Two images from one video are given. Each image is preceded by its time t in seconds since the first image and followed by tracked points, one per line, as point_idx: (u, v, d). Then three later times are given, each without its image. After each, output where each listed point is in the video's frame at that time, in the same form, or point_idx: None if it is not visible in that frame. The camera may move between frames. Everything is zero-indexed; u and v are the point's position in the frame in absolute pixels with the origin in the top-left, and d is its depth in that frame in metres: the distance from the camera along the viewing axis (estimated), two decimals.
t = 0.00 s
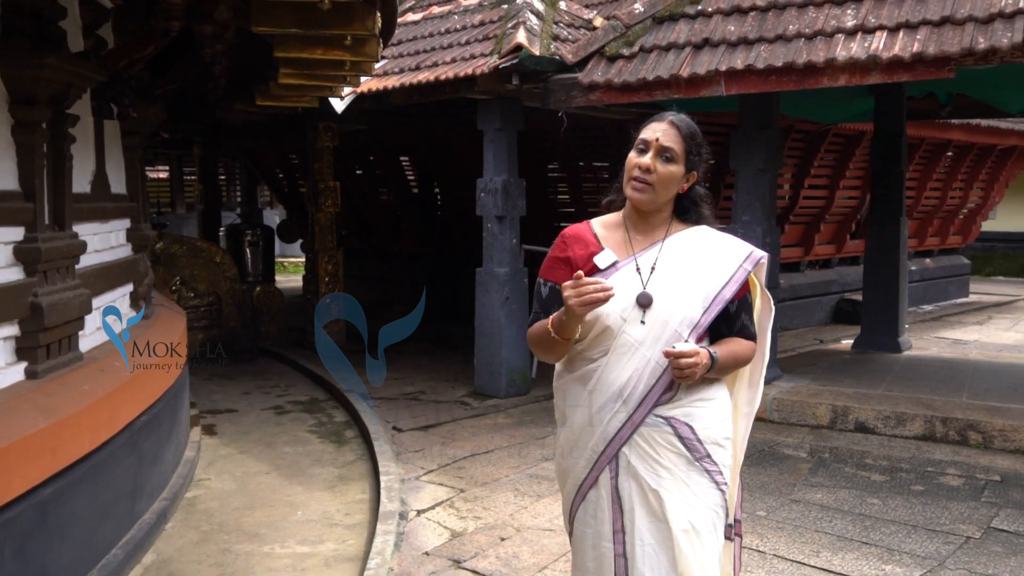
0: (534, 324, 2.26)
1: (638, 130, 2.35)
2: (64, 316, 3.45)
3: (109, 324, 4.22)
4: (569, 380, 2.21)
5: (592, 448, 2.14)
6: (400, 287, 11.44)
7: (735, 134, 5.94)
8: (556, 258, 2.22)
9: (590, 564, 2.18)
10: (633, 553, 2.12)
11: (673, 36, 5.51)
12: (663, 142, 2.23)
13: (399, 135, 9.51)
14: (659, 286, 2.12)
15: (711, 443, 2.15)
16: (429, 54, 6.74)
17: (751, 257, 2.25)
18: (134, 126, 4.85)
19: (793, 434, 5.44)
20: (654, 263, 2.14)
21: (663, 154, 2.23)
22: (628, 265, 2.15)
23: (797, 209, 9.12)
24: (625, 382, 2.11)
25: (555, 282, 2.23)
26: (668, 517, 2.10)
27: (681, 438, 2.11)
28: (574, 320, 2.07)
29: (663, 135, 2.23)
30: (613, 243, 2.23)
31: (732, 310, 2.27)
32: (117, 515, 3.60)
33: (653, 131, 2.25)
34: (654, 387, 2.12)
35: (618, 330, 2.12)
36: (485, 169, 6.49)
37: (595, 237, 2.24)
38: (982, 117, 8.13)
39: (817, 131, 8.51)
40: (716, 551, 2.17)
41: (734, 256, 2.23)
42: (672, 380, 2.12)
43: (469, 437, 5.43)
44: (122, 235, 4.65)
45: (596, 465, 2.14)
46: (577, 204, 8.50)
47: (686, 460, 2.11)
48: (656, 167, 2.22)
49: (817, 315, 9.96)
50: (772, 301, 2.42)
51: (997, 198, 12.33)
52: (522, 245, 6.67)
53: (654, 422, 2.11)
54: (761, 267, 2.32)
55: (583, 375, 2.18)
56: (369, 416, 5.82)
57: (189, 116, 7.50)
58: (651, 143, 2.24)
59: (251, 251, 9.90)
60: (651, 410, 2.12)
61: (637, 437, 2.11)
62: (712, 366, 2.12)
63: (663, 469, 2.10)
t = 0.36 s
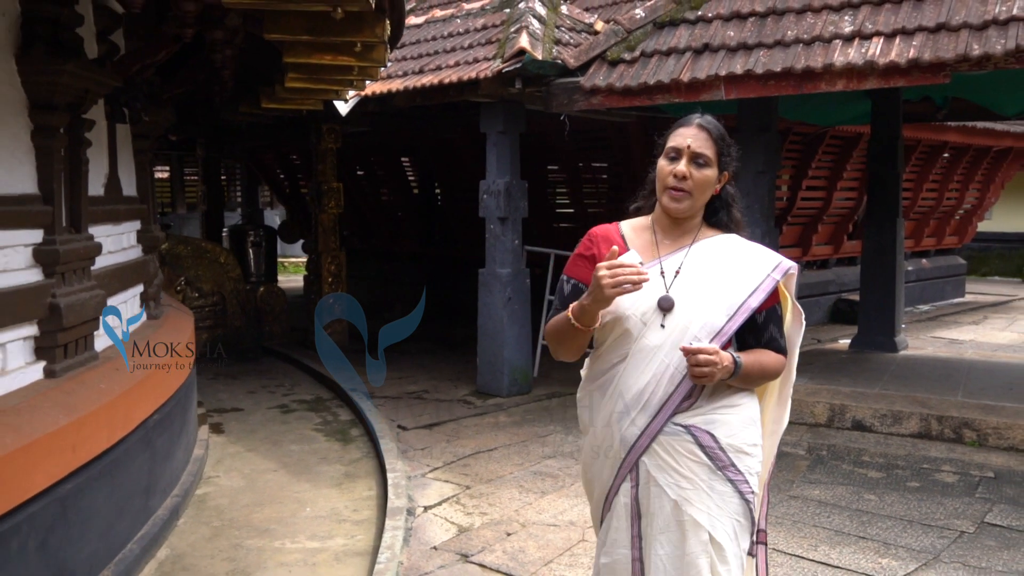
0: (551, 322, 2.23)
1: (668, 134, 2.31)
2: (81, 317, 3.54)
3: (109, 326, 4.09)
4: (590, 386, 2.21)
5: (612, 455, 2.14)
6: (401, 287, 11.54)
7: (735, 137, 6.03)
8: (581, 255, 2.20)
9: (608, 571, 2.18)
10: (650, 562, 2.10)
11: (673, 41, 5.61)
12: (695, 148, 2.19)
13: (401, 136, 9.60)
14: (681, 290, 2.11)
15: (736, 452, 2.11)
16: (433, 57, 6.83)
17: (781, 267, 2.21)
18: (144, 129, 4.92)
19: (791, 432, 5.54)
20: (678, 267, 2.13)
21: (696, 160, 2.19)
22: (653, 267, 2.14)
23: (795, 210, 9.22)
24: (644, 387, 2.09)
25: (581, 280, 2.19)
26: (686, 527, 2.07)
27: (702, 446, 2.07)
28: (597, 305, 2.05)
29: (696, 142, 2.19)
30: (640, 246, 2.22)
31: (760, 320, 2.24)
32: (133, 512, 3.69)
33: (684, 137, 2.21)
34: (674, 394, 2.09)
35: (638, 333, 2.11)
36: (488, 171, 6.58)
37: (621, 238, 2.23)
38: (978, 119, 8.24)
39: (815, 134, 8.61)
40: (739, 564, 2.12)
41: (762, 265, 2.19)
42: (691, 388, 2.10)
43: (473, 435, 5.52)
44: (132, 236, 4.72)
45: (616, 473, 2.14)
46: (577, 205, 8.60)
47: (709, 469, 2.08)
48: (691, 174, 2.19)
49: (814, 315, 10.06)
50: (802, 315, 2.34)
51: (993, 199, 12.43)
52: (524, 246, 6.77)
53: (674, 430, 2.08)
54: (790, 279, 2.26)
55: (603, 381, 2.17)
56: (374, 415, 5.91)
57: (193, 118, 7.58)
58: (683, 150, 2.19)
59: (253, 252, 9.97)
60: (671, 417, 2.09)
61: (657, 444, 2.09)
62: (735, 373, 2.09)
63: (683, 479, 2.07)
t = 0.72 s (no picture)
0: (597, 331, 2.32)
1: (699, 137, 2.36)
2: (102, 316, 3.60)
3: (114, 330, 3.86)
4: (637, 396, 2.30)
5: (660, 462, 2.20)
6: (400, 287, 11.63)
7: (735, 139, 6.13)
8: (624, 265, 2.27)
9: None
10: (703, 567, 2.16)
11: (675, 45, 5.72)
12: (735, 145, 2.25)
13: (401, 138, 9.68)
14: (730, 297, 2.15)
15: (785, 456, 2.18)
16: (436, 59, 6.91)
17: (827, 265, 2.24)
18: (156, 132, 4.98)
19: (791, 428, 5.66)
20: (725, 273, 2.18)
21: (737, 155, 2.25)
22: (699, 274, 2.19)
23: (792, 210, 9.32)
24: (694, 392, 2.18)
25: (625, 290, 2.27)
26: (739, 532, 2.13)
27: (753, 450, 2.14)
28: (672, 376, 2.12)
29: (733, 138, 2.25)
30: (684, 253, 2.26)
31: (800, 324, 2.25)
32: (150, 508, 3.76)
33: (721, 136, 2.27)
34: (724, 400, 2.17)
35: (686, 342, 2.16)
36: (491, 172, 6.66)
37: (665, 245, 2.28)
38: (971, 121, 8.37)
39: (811, 135, 8.73)
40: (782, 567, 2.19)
41: (810, 265, 2.22)
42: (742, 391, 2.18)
43: (478, 432, 5.61)
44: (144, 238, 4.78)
45: (663, 480, 2.21)
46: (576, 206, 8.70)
47: (759, 473, 2.14)
48: (737, 170, 2.23)
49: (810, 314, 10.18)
50: (846, 318, 2.37)
51: (985, 200, 12.57)
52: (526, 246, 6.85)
53: (726, 435, 2.15)
54: (838, 276, 2.30)
55: (651, 391, 2.26)
56: (380, 413, 5.99)
57: (196, 119, 7.64)
58: (722, 148, 2.25)
59: (254, 252, 10.03)
60: (723, 421, 2.16)
61: (708, 449, 2.16)
62: (776, 375, 2.13)
63: (734, 483, 2.13)
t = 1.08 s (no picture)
0: (611, 336, 2.39)
1: (700, 141, 2.41)
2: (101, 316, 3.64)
3: (110, 326, 3.86)
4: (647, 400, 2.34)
5: (668, 465, 2.23)
6: (384, 287, 11.68)
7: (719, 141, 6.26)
8: (636, 269, 2.32)
9: None
10: (719, 567, 2.20)
11: (661, 49, 5.84)
12: (740, 148, 2.30)
13: (385, 138, 9.72)
14: (743, 303, 2.20)
15: (792, 454, 2.25)
16: (424, 61, 6.98)
17: (839, 270, 2.29)
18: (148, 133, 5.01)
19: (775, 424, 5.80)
20: (738, 279, 2.22)
21: (742, 158, 2.30)
22: (712, 280, 2.23)
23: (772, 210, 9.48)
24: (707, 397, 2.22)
25: (638, 296, 2.33)
26: (751, 529, 2.19)
27: (764, 448, 2.21)
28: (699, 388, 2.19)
29: (737, 142, 2.31)
30: (696, 258, 2.31)
31: (812, 327, 2.33)
32: (150, 505, 3.80)
33: (725, 140, 2.32)
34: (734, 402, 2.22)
35: (699, 345, 2.21)
36: (478, 173, 6.74)
37: (676, 249, 2.33)
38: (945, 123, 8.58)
39: (790, 137, 8.90)
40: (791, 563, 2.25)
41: (822, 270, 2.27)
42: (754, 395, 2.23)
43: (469, 430, 5.70)
44: (137, 239, 4.80)
45: (670, 483, 2.24)
46: (561, 206, 8.81)
47: (769, 470, 2.21)
48: (745, 172, 2.27)
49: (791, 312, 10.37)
50: (859, 316, 2.40)
51: (958, 200, 12.84)
52: (513, 246, 6.94)
53: (738, 434, 2.21)
54: (849, 283, 2.35)
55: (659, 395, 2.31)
56: (371, 411, 6.05)
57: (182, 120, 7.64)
58: (728, 153, 2.30)
59: (238, 251, 10.31)
60: (734, 422, 2.22)
61: (718, 449, 2.21)
62: (786, 384, 2.21)
63: (745, 480, 2.19)
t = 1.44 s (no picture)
0: (590, 348, 2.37)
1: (664, 151, 2.41)
2: (88, 315, 3.67)
3: (108, 326, 4.14)
4: (637, 408, 2.32)
5: (668, 474, 2.22)
6: (362, 287, 11.72)
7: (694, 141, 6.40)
8: (616, 278, 2.32)
9: None
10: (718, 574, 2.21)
11: (637, 51, 5.96)
12: (711, 159, 2.32)
13: (363, 138, 9.77)
14: (729, 304, 2.24)
15: (779, 456, 2.29)
16: (404, 63, 7.05)
17: (810, 268, 2.37)
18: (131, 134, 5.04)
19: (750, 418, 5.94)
20: (720, 281, 2.27)
21: (714, 169, 2.32)
22: (695, 283, 2.26)
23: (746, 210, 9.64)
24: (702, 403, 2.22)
25: (618, 306, 2.32)
26: (748, 534, 2.21)
27: (757, 453, 2.23)
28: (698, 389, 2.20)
29: (707, 152, 2.33)
30: (674, 264, 2.33)
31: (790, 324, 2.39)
32: (138, 502, 3.84)
33: (695, 151, 2.33)
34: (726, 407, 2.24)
35: (689, 349, 2.24)
36: (458, 173, 6.82)
37: (653, 256, 2.34)
38: (913, 125, 8.80)
39: (763, 138, 9.08)
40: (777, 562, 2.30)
41: (795, 268, 2.34)
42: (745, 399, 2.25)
43: (451, 426, 5.78)
44: (121, 239, 4.82)
45: (670, 492, 2.23)
46: (539, 206, 8.92)
47: (760, 475, 2.24)
48: (718, 185, 2.31)
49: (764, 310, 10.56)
50: (822, 313, 2.46)
51: (927, 200, 13.12)
52: (493, 246, 7.03)
53: (732, 440, 2.23)
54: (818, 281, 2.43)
55: (652, 402, 2.29)
56: (353, 409, 6.11)
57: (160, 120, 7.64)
58: (701, 164, 2.32)
59: (216, 251, 10.33)
60: (727, 428, 2.23)
61: (715, 456, 2.22)
62: (776, 383, 2.27)
63: (740, 486, 2.21)
